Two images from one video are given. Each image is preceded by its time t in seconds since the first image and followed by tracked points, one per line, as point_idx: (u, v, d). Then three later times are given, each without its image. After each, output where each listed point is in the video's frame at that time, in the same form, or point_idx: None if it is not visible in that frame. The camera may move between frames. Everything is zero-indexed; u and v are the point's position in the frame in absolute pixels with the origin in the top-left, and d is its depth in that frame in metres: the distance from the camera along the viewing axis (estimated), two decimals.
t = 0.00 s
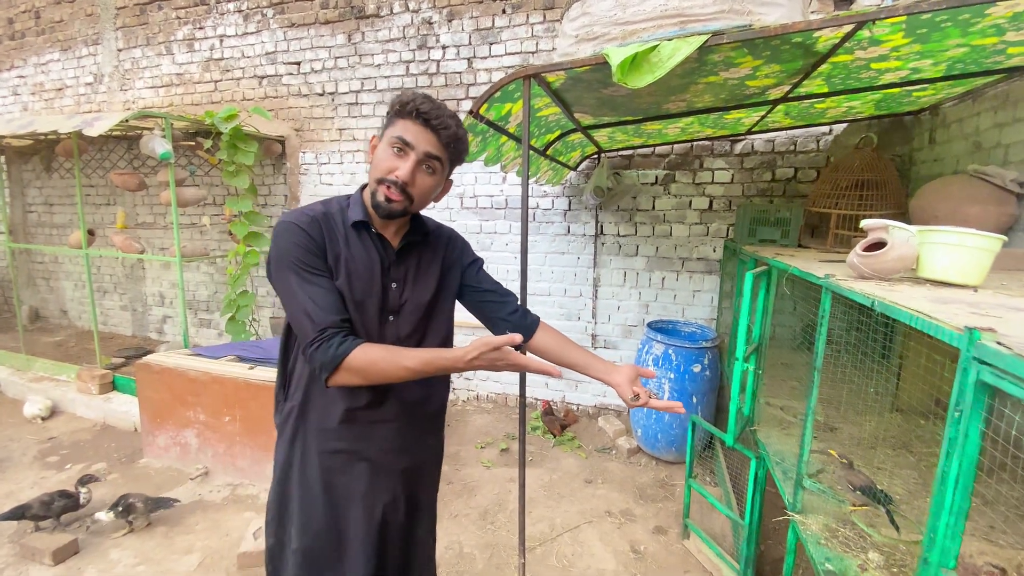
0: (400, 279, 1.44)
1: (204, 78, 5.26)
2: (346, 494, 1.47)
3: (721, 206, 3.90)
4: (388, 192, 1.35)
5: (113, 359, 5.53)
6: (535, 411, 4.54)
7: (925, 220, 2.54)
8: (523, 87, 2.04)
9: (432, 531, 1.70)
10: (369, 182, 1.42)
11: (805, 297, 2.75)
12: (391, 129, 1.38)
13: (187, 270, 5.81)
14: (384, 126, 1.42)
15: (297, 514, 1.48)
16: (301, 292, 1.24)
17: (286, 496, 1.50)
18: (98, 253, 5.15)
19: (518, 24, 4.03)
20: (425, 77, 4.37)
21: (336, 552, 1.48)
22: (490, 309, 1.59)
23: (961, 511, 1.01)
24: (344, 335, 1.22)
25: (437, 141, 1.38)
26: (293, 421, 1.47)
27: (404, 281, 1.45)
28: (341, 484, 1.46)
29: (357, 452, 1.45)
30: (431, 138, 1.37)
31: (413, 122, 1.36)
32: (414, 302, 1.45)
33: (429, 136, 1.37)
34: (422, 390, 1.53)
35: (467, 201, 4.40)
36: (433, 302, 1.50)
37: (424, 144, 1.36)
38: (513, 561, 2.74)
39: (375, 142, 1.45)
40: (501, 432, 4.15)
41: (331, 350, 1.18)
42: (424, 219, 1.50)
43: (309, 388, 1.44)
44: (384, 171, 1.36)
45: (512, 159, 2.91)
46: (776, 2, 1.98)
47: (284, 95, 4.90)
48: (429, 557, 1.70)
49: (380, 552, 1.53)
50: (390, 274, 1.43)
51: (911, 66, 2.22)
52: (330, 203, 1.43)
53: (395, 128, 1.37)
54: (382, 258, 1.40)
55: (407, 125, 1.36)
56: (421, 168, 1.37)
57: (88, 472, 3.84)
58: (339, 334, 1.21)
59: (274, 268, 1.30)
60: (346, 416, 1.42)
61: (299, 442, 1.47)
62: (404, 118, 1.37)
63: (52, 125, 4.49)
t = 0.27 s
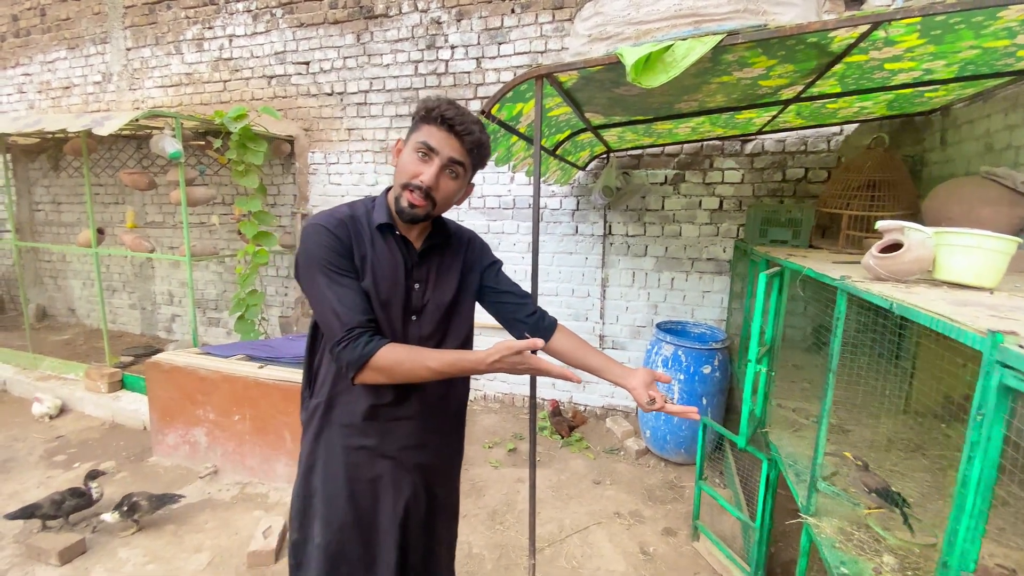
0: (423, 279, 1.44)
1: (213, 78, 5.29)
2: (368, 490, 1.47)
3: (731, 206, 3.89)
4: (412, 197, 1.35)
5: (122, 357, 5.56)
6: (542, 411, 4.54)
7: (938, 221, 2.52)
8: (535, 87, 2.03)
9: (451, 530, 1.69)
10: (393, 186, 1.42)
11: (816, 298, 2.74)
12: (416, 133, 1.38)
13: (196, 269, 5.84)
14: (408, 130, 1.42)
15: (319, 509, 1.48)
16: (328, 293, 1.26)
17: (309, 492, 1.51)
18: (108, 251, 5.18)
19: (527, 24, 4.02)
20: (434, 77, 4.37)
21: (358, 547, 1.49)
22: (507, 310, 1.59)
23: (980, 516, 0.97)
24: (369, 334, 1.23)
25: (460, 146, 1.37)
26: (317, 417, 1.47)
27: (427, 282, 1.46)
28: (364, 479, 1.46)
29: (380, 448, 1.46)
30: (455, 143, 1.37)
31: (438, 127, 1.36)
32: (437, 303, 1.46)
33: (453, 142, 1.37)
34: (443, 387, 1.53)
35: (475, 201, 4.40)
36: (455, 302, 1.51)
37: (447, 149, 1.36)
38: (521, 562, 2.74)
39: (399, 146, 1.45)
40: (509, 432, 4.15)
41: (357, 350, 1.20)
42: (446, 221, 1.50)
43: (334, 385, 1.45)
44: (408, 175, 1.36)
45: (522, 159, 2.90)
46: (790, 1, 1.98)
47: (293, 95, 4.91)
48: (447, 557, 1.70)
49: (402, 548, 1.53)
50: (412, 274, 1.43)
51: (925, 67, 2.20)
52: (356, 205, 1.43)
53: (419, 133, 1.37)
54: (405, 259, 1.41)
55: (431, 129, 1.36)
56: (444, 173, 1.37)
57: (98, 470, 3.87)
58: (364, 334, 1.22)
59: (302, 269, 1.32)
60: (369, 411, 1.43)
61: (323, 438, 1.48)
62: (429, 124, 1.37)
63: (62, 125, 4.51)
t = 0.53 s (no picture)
0: (432, 277, 1.45)
1: (214, 75, 5.28)
2: (376, 485, 1.48)
3: (732, 207, 3.90)
4: (418, 196, 1.36)
5: (122, 355, 5.56)
6: (542, 410, 4.55)
7: (938, 224, 2.53)
8: (539, 87, 2.03)
9: (455, 528, 1.69)
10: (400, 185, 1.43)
11: (817, 299, 2.74)
12: (421, 133, 1.38)
13: (196, 266, 5.84)
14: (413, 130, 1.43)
15: (328, 503, 1.49)
16: (337, 290, 1.27)
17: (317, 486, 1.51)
18: (108, 248, 5.17)
19: (529, 23, 4.03)
20: (435, 75, 4.37)
21: (365, 542, 1.49)
22: (513, 309, 1.59)
23: (984, 515, 0.97)
24: (378, 331, 1.24)
25: (465, 146, 1.37)
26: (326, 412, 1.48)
27: (436, 279, 1.46)
28: (372, 475, 1.47)
29: (387, 444, 1.46)
30: (460, 143, 1.37)
31: (442, 127, 1.36)
32: (445, 300, 1.46)
33: (457, 141, 1.37)
34: (451, 384, 1.53)
35: (476, 200, 4.39)
36: (464, 299, 1.51)
37: (452, 148, 1.36)
38: (522, 561, 2.75)
39: (405, 146, 1.46)
40: (509, 431, 4.16)
41: (366, 346, 1.21)
42: (454, 219, 1.51)
43: (343, 381, 1.45)
44: (414, 174, 1.37)
45: (523, 159, 2.90)
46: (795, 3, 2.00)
47: (294, 92, 4.91)
48: (452, 554, 1.70)
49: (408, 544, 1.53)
50: (421, 271, 1.44)
51: (927, 69, 2.21)
52: (365, 203, 1.44)
53: (425, 133, 1.38)
54: (414, 256, 1.42)
55: (436, 129, 1.37)
56: (450, 172, 1.38)
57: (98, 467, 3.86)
58: (373, 330, 1.23)
59: (312, 266, 1.33)
60: (378, 406, 1.44)
61: (332, 432, 1.48)
62: (434, 123, 1.37)
63: (62, 121, 4.51)
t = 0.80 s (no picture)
0: (433, 276, 1.45)
1: (211, 73, 5.27)
2: (377, 483, 1.48)
3: (729, 209, 3.91)
4: (420, 197, 1.36)
5: (117, 353, 5.53)
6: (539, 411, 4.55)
7: (935, 227, 2.55)
8: (539, 87, 2.03)
9: (455, 527, 1.69)
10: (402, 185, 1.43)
11: (814, 301, 2.76)
12: (423, 134, 1.38)
13: (192, 264, 5.82)
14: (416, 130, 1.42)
15: (328, 501, 1.49)
16: (338, 289, 1.27)
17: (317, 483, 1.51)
18: (104, 246, 5.15)
19: (528, 24, 4.03)
20: (434, 75, 4.37)
21: (365, 539, 1.49)
22: (513, 309, 1.59)
23: (980, 516, 0.98)
24: (379, 330, 1.24)
25: (467, 146, 1.37)
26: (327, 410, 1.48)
27: (437, 278, 1.46)
28: (373, 473, 1.47)
29: (388, 443, 1.46)
30: (462, 143, 1.36)
31: (445, 128, 1.36)
32: (446, 299, 1.46)
33: (460, 142, 1.36)
34: (452, 383, 1.54)
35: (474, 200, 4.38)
36: (465, 298, 1.51)
37: (454, 148, 1.36)
38: (519, 561, 2.75)
39: (407, 146, 1.45)
40: (506, 432, 4.16)
41: (366, 346, 1.21)
42: (456, 218, 1.51)
43: (345, 379, 1.45)
44: (416, 175, 1.36)
45: (522, 159, 2.90)
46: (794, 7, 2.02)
47: (292, 91, 4.90)
48: (452, 554, 1.70)
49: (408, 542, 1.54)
50: (423, 270, 1.44)
51: (924, 73, 2.22)
52: (367, 202, 1.44)
53: (427, 133, 1.37)
54: (415, 256, 1.42)
55: (438, 130, 1.36)
56: (452, 172, 1.37)
57: (93, 466, 3.85)
58: (373, 329, 1.23)
59: (313, 265, 1.33)
60: (379, 405, 1.44)
61: (333, 431, 1.48)
62: (437, 124, 1.36)
63: (59, 117, 4.48)
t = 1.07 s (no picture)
0: (427, 275, 1.45)
1: (202, 69, 5.21)
2: (373, 484, 1.47)
3: (722, 209, 3.94)
4: (404, 190, 1.36)
5: (106, 352, 5.47)
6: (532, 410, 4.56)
7: (924, 228, 2.58)
8: (533, 87, 2.02)
9: (449, 527, 1.69)
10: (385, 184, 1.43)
11: (804, 301, 2.78)
12: (397, 130, 1.39)
13: (182, 263, 5.76)
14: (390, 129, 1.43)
15: (323, 502, 1.48)
16: (339, 286, 1.25)
17: (311, 485, 1.50)
18: (92, 243, 5.08)
19: (522, 23, 4.03)
20: (428, 73, 4.36)
21: (360, 540, 1.49)
22: (507, 306, 1.60)
23: (967, 515, 0.99)
24: (384, 326, 1.22)
25: (441, 133, 1.37)
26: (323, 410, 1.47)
27: (431, 277, 1.46)
28: (369, 475, 1.46)
29: (384, 443, 1.46)
30: (436, 131, 1.37)
31: (418, 118, 1.37)
32: (441, 297, 1.46)
33: (434, 130, 1.37)
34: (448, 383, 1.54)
35: (468, 199, 4.36)
36: (460, 297, 1.52)
37: (429, 137, 1.36)
38: (512, 560, 2.75)
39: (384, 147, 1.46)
40: (499, 431, 4.16)
41: (374, 341, 1.19)
42: (444, 215, 1.51)
43: (342, 379, 1.44)
44: (397, 169, 1.36)
45: (516, 159, 2.89)
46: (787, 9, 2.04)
47: (284, 88, 4.86)
48: (447, 554, 1.70)
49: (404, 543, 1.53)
50: (417, 269, 1.44)
51: (915, 76, 2.24)
52: (356, 204, 1.44)
53: (401, 128, 1.38)
54: (409, 255, 1.42)
55: (411, 123, 1.37)
56: (431, 162, 1.37)
57: (81, 467, 3.80)
58: (378, 325, 1.21)
59: (309, 265, 1.31)
60: (376, 405, 1.43)
61: (329, 431, 1.47)
62: (409, 117, 1.37)
63: (46, 113, 4.42)
